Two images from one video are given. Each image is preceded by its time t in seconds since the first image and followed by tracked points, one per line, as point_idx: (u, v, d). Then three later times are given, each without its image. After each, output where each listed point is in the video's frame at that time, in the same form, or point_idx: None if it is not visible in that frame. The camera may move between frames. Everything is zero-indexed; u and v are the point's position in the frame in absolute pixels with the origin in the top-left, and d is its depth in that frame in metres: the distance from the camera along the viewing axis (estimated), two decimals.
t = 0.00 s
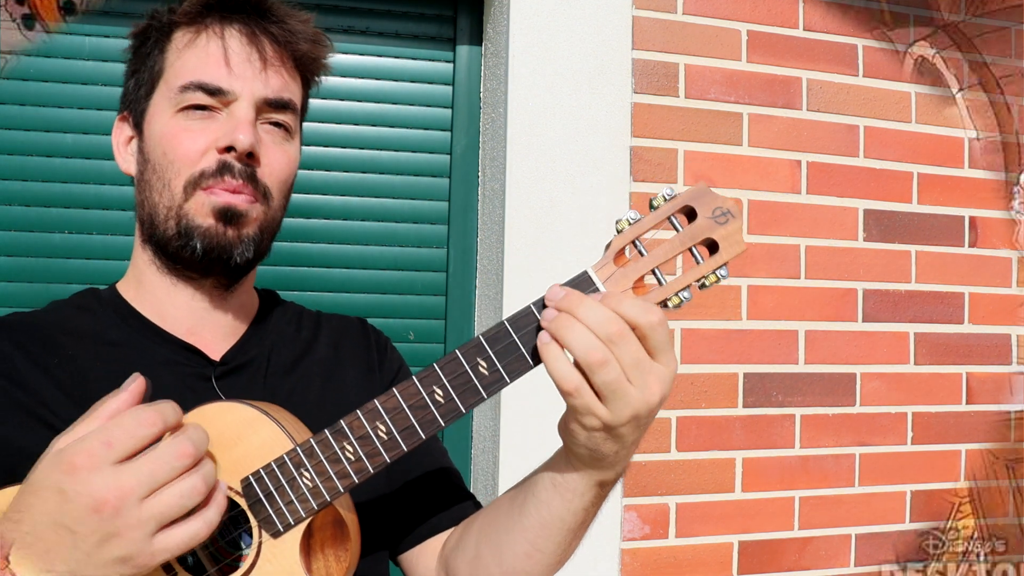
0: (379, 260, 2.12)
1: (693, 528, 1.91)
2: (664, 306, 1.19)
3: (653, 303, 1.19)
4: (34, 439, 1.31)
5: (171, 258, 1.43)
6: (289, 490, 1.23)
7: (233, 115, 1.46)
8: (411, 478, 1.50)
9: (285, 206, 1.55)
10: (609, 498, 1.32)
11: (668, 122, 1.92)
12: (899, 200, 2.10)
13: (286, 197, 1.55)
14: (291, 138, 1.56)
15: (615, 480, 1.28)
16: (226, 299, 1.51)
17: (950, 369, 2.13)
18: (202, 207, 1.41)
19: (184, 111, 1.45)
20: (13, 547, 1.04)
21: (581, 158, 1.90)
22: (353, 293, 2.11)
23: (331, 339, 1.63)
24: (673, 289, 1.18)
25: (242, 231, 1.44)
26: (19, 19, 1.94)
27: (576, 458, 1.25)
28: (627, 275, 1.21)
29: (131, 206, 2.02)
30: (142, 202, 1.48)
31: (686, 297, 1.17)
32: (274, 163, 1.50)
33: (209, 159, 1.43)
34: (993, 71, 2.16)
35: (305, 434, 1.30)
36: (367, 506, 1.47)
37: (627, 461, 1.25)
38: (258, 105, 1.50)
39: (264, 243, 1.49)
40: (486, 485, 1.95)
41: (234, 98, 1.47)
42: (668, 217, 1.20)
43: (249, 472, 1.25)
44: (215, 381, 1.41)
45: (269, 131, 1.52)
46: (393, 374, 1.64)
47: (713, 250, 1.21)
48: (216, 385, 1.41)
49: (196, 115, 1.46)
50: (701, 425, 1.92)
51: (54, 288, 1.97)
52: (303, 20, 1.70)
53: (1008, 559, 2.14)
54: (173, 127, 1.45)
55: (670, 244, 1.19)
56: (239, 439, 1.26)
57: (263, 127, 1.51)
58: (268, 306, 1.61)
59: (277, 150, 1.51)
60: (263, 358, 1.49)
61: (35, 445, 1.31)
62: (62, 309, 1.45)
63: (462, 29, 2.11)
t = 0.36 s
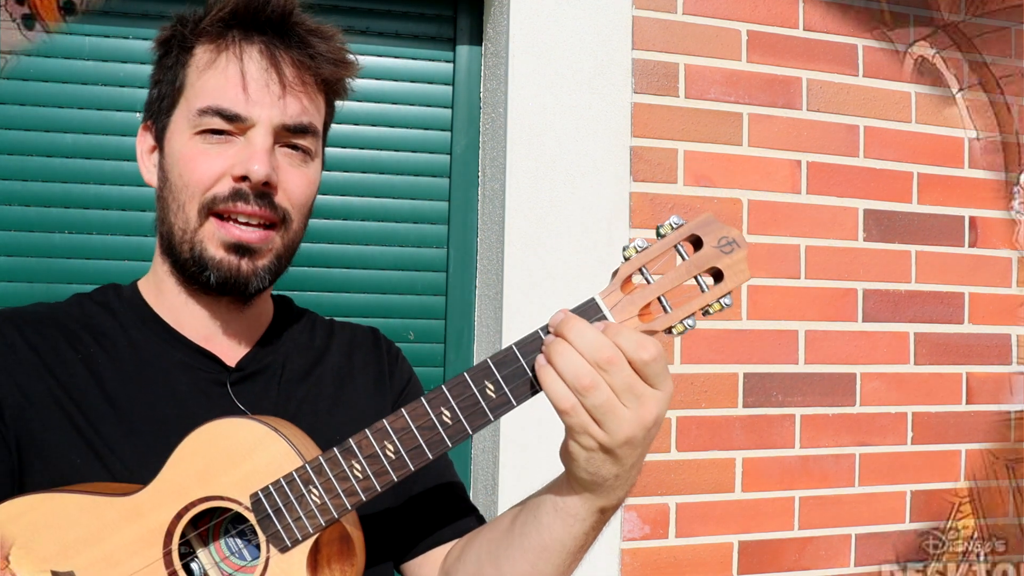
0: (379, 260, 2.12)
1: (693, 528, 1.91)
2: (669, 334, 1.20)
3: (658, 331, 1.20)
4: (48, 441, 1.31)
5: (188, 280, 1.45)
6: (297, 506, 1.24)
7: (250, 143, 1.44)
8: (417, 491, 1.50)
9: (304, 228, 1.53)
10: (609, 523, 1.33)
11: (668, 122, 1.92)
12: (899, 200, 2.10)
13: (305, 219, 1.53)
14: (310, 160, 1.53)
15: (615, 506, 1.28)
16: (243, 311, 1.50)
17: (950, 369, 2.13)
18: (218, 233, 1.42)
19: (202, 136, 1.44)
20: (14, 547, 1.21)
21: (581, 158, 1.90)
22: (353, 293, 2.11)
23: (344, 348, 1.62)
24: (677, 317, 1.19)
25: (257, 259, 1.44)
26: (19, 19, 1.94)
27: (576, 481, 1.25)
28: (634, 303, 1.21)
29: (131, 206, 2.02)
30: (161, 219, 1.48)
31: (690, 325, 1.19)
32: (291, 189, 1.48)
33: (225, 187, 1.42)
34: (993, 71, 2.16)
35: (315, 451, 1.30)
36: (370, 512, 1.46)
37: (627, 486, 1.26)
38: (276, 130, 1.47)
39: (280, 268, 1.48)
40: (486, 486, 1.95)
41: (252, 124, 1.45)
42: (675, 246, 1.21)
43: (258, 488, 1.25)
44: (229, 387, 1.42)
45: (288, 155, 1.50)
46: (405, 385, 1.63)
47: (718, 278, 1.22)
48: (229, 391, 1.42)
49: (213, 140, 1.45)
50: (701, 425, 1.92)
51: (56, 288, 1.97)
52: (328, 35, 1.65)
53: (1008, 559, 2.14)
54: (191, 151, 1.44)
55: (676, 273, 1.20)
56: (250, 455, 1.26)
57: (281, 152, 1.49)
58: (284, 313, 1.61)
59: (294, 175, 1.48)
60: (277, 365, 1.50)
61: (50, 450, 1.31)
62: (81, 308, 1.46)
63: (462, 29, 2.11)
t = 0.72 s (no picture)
0: (380, 260, 2.12)
1: (693, 528, 1.91)
2: (677, 327, 1.21)
3: (666, 325, 1.20)
4: (56, 441, 1.31)
5: (198, 271, 1.44)
6: (310, 502, 1.24)
7: (258, 133, 1.45)
8: (427, 487, 1.50)
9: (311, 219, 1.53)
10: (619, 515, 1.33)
11: (668, 122, 1.92)
12: (899, 200, 2.10)
13: (313, 211, 1.53)
14: (318, 152, 1.53)
15: (626, 499, 1.28)
16: (252, 307, 1.50)
17: (950, 369, 2.13)
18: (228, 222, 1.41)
19: (210, 128, 1.45)
20: (14, 546, 1.22)
21: (581, 158, 1.90)
22: (353, 293, 2.11)
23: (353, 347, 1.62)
24: (686, 311, 1.20)
25: (266, 247, 1.43)
26: (19, 19, 1.94)
27: (586, 475, 1.25)
28: (642, 297, 1.21)
29: (132, 206, 2.02)
30: (171, 213, 1.48)
31: (698, 319, 1.19)
32: (299, 179, 1.48)
33: (234, 177, 1.42)
34: (993, 71, 2.16)
35: (326, 448, 1.30)
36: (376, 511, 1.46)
37: (637, 478, 1.26)
38: (284, 121, 1.47)
39: (289, 258, 1.48)
40: (486, 485, 1.95)
41: (260, 115, 1.45)
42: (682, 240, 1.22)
43: (270, 485, 1.25)
44: (240, 386, 1.42)
45: (295, 146, 1.50)
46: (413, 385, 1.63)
47: (726, 272, 1.22)
48: (240, 390, 1.42)
49: (222, 131, 1.45)
50: (701, 425, 1.92)
51: (57, 288, 1.98)
52: (332, 29, 1.66)
53: (1008, 559, 2.14)
54: (200, 143, 1.44)
55: (684, 267, 1.21)
56: (261, 452, 1.26)
57: (289, 143, 1.49)
58: (291, 310, 1.60)
59: (301, 165, 1.49)
60: (289, 363, 1.49)
61: (58, 451, 1.31)
62: (89, 308, 1.45)
63: (462, 29, 2.11)
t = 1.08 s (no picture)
0: (380, 260, 2.12)
1: (693, 528, 1.91)
2: (679, 323, 1.20)
3: (667, 321, 1.20)
4: (59, 438, 1.32)
5: (216, 269, 1.43)
6: (312, 497, 1.24)
7: (277, 129, 1.45)
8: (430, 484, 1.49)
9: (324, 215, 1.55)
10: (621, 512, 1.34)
11: (668, 122, 1.92)
12: (899, 200, 2.10)
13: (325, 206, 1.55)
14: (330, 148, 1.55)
15: (627, 495, 1.29)
16: (261, 307, 1.50)
17: (950, 369, 2.13)
18: (250, 220, 1.42)
19: (228, 125, 1.44)
20: (13, 547, 1.21)
21: (581, 158, 1.90)
22: (353, 293, 2.11)
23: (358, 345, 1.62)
24: (687, 307, 1.19)
25: (287, 242, 1.44)
26: (19, 19, 1.94)
27: (588, 472, 1.26)
28: (643, 294, 1.22)
29: (132, 206, 2.02)
30: (186, 214, 1.47)
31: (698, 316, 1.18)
32: (315, 174, 1.49)
33: (256, 174, 1.42)
34: (993, 71, 2.16)
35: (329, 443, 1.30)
36: (379, 506, 1.45)
37: (639, 475, 1.27)
38: (301, 117, 1.48)
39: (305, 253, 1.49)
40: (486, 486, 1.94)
41: (277, 111, 1.46)
42: (683, 236, 1.22)
43: (273, 480, 1.26)
44: (244, 384, 1.42)
45: (311, 142, 1.51)
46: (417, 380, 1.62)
47: (727, 268, 1.22)
48: (245, 388, 1.42)
49: (240, 128, 1.44)
50: (700, 425, 1.92)
51: (56, 288, 1.98)
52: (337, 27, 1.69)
53: (1008, 559, 2.14)
54: (218, 141, 1.44)
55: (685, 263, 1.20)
56: (265, 447, 1.27)
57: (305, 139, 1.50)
58: (296, 309, 1.60)
59: (317, 161, 1.50)
60: (294, 361, 1.49)
61: (62, 448, 1.32)
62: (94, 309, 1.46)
63: (462, 29, 2.11)
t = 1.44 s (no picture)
0: (380, 260, 2.12)
1: (693, 528, 1.91)
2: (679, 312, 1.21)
3: (668, 310, 1.20)
4: (63, 433, 1.33)
5: (240, 272, 1.43)
6: (313, 487, 1.23)
7: (300, 131, 1.46)
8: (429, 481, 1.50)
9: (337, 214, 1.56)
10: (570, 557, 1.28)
11: (668, 122, 1.92)
12: (899, 200, 2.10)
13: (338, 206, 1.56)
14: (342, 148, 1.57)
15: (563, 546, 1.23)
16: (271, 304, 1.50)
17: (950, 369, 2.13)
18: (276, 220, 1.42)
19: (251, 128, 1.44)
20: (14, 547, 1.24)
21: (582, 157, 1.90)
22: (354, 293, 2.11)
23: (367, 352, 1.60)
24: (686, 297, 1.20)
25: (312, 243, 1.45)
26: (19, 19, 1.93)
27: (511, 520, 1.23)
28: (644, 282, 1.22)
29: (132, 206, 2.02)
30: (204, 219, 1.46)
31: (699, 304, 1.20)
32: (335, 176, 1.51)
33: (281, 176, 1.42)
34: (993, 71, 2.16)
35: (329, 433, 1.30)
36: (380, 500, 1.45)
37: (567, 523, 1.21)
38: (320, 119, 1.50)
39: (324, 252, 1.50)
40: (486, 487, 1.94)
41: (299, 113, 1.47)
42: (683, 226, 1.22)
43: (273, 471, 1.26)
44: (249, 384, 1.42)
45: (327, 143, 1.53)
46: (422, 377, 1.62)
47: (727, 257, 1.23)
48: (249, 387, 1.41)
49: (263, 131, 1.44)
50: (701, 425, 1.92)
51: (56, 288, 1.98)
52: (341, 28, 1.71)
53: (1008, 559, 2.14)
54: (241, 143, 1.44)
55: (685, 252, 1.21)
56: (265, 437, 1.27)
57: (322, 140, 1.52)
58: (304, 310, 1.60)
59: (334, 162, 1.52)
60: (299, 362, 1.49)
61: (65, 442, 1.33)
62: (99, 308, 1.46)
63: (462, 29, 2.11)
